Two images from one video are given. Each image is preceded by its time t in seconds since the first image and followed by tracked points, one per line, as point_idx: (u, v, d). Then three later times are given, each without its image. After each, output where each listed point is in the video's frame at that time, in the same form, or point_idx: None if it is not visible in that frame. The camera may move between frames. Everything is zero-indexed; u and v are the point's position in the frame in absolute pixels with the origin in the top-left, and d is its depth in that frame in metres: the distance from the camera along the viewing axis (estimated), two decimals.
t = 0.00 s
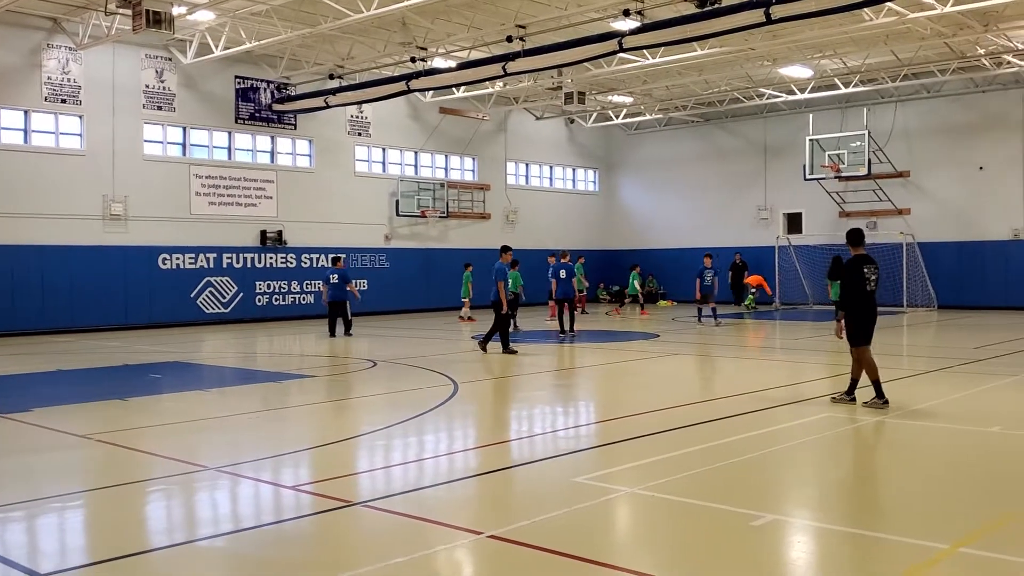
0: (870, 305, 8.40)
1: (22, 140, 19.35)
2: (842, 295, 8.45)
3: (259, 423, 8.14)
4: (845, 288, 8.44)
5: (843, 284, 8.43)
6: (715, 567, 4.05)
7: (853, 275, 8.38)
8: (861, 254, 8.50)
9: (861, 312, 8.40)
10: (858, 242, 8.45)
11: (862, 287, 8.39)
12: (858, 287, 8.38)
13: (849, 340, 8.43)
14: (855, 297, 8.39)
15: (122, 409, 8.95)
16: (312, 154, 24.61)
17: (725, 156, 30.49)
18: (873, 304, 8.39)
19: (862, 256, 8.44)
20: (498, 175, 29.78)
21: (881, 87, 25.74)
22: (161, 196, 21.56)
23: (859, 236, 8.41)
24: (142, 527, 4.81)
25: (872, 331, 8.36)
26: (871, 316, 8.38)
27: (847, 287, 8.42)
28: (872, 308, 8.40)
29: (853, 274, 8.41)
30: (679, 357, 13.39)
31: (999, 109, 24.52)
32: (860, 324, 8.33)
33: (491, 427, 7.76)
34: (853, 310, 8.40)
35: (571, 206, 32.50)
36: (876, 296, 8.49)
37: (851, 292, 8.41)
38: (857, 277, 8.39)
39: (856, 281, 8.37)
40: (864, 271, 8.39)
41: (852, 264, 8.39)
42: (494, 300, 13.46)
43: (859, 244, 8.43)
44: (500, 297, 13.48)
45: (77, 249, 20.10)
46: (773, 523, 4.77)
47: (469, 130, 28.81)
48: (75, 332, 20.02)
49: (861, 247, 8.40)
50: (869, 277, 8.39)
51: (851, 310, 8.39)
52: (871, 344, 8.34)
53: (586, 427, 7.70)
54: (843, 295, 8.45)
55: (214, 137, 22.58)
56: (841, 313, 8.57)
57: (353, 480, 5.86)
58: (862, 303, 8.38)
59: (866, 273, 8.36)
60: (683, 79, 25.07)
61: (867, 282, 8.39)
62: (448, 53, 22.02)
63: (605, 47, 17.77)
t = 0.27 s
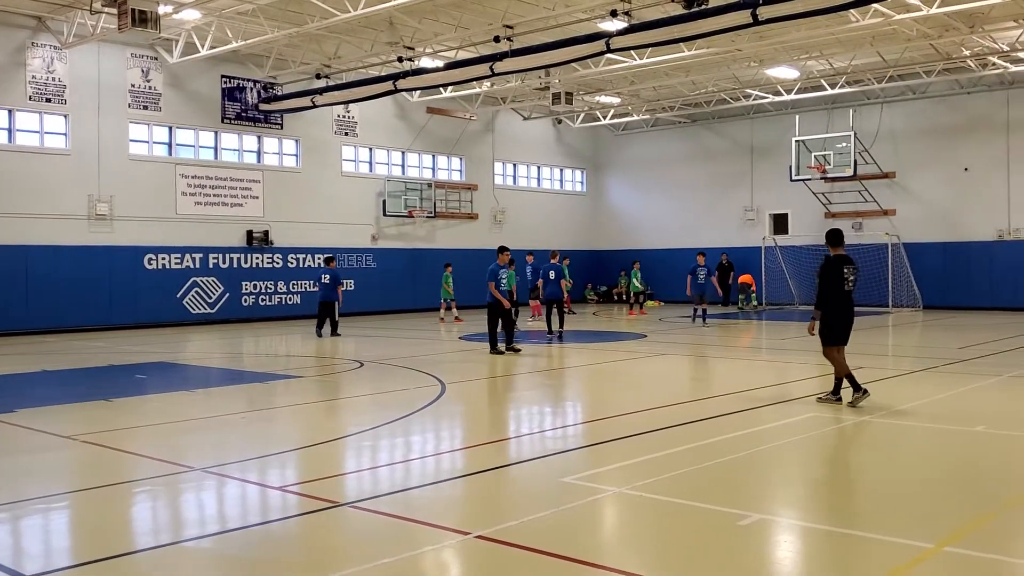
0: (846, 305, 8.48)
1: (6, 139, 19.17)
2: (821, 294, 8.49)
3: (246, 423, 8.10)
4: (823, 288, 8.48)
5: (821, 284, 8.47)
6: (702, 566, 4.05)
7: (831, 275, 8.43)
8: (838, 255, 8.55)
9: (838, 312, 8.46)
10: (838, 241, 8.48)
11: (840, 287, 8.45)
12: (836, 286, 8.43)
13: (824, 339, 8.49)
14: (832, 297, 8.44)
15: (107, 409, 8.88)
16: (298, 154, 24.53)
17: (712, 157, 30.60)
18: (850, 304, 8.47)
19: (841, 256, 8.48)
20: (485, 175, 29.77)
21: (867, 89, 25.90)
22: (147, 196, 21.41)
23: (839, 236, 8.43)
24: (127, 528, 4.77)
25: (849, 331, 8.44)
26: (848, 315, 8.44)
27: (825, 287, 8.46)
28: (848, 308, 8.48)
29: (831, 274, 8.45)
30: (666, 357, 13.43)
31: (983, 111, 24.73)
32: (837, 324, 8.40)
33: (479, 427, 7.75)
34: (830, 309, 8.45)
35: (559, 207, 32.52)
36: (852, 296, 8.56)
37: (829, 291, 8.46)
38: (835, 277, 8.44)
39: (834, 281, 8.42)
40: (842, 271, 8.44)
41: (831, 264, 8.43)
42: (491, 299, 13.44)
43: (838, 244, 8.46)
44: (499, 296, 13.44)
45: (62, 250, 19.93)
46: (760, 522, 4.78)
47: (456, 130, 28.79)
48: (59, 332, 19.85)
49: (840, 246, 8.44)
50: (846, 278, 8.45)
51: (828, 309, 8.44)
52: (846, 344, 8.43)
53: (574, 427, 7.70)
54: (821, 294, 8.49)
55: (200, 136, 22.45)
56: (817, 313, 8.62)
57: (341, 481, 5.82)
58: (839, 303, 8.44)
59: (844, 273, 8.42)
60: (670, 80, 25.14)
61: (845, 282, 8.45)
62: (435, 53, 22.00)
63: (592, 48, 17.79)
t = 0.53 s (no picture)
0: (836, 305, 8.53)
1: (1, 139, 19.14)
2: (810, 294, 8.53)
3: (241, 422, 8.11)
4: (812, 288, 8.52)
5: (810, 285, 8.50)
6: (698, 566, 4.08)
7: (820, 275, 8.45)
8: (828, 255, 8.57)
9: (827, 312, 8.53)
10: (826, 242, 8.52)
11: (829, 287, 8.48)
12: (825, 287, 8.47)
13: (813, 338, 8.58)
14: (821, 298, 8.49)
15: (103, 409, 8.89)
16: (294, 154, 24.52)
17: (707, 157, 30.65)
18: (839, 304, 8.53)
19: (829, 256, 8.53)
20: (480, 175, 29.80)
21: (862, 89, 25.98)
22: (142, 196, 21.40)
23: (826, 236, 8.50)
24: (123, 528, 4.78)
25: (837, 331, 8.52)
26: (837, 316, 8.51)
27: (814, 288, 8.50)
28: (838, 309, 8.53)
29: (821, 274, 8.48)
30: (660, 357, 13.47)
31: (977, 111, 24.83)
32: (825, 324, 8.48)
33: (472, 426, 7.78)
34: (819, 310, 8.53)
35: (554, 207, 32.56)
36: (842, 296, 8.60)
37: (819, 292, 8.50)
38: (824, 278, 8.46)
39: (823, 282, 8.45)
40: (832, 272, 8.48)
41: (820, 265, 8.46)
42: (496, 301, 13.42)
43: (826, 244, 8.50)
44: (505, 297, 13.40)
45: (57, 249, 19.90)
46: (755, 522, 4.82)
47: (451, 130, 28.81)
48: (55, 332, 19.82)
49: (828, 247, 8.49)
50: (836, 278, 8.49)
51: (817, 309, 8.52)
52: (837, 343, 8.54)
53: (567, 427, 7.72)
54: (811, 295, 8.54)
55: (196, 136, 22.44)
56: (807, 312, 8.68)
57: (336, 480, 5.84)
58: (828, 303, 8.49)
59: (834, 273, 8.46)
60: (666, 80, 25.18)
61: (834, 282, 8.48)
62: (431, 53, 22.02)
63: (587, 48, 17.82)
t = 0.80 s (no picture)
0: (823, 306, 8.54)
1: None
2: (796, 297, 8.52)
3: (234, 421, 8.05)
4: (798, 291, 8.51)
5: (796, 287, 8.47)
6: (692, 565, 4.06)
7: (806, 278, 8.41)
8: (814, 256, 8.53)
9: (815, 314, 8.53)
10: (811, 243, 8.50)
11: (814, 289, 8.47)
12: (811, 289, 8.45)
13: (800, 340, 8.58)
14: (807, 300, 8.48)
15: (96, 408, 8.83)
16: (288, 153, 24.45)
17: (703, 158, 30.66)
18: (826, 305, 8.53)
19: (813, 257, 8.48)
20: (476, 175, 29.77)
21: (857, 90, 26.02)
22: (137, 195, 21.31)
23: (810, 237, 8.49)
24: (116, 526, 4.72)
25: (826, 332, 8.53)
26: (824, 318, 8.52)
27: (800, 290, 8.48)
28: (825, 310, 8.53)
29: (806, 276, 8.45)
30: (656, 357, 13.45)
31: (972, 113, 24.88)
32: (813, 326, 8.49)
33: (466, 426, 7.74)
34: (806, 311, 8.52)
35: (549, 207, 32.54)
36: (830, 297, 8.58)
37: (805, 293, 8.47)
38: (810, 280, 8.43)
39: (810, 284, 8.41)
40: (817, 274, 8.45)
41: (806, 267, 8.41)
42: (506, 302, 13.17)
43: (811, 246, 8.48)
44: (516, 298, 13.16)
45: (51, 248, 19.80)
46: (750, 522, 4.79)
47: (447, 130, 28.78)
48: (48, 331, 19.71)
49: (813, 248, 8.48)
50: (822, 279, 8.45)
51: (804, 312, 8.53)
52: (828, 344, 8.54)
53: (563, 426, 7.69)
54: (797, 297, 8.52)
55: (191, 135, 22.36)
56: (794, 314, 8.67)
57: (330, 479, 5.80)
58: (814, 306, 8.49)
59: (819, 275, 8.43)
60: (661, 81, 25.17)
61: (819, 284, 8.46)
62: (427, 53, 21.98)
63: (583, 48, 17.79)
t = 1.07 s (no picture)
0: (808, 306, 8.55)
1: None
2: (780, 297, 8.56)
3: (234, 419, 8.08)
4: (782, 291, 8.55)
5: (780, 288, 8.53)
6: (690, 565, 4.09)
7: (789, 279, 8.47)
8: (798, 257, 8.59)
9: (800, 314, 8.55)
10: (798, 244, 8.51)
11: (799, 289, 8.51)
12: (795, 289, 8.49)
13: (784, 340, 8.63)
14: (791, 300, 8.52)
15: (96, 405, 8.86)
16: (288, 152, 24.47)
17: (702, 157, 30.69)
18: (811, 306, 8.54)
19: (800, 258, 8.53)
20: (475, 174, 29.79)
21: (856, 91, 26.05)
22: (136, 192, 21.32)
23: (798, 239, 8.49)
24: (115, 524, 4.75)
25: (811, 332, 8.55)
26: (809, 317, 8.53)
27: (784, 291, 8.53)
28: (811, 310, 8.55)
29: (790, 277, 8.52)
30: (654, 357, 13.49)
31: (971, 114, 24.93)
32: (798, 326, 8.52)
33: (464, 425, 7.77)
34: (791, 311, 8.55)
35: (547, 206, 32.56)
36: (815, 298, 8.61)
37: (789, 295, 8.52)
38: (793, 281, 8.49)
39: (793, 285, 8.47)
40: (801, 274, 8.50)
41: (789, 268, 8.49)
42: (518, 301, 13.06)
43: (798, 246, 8.51)
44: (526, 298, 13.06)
45: (50, 245, 19.82)
46: (748, 521, 4.83)
47: (446, 129, 28.80)
48: (47, 329, 19.71)
49: (800, 249, 8.50)
50: (806, 280, 8.50)
51: (788, 311, 8.56)
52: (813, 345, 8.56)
53: (560, 425, 7.73)
54: (781, 298, 8.56)
55: (190, 133, 22.37)
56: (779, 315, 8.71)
57: (328, 477, 5.83)
58: (799, 306, 8.52)
59: (803, 276, 8.48)
60: (661, 81, 25.21)
61: (804, 284, 8.51)
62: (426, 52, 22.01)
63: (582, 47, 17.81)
